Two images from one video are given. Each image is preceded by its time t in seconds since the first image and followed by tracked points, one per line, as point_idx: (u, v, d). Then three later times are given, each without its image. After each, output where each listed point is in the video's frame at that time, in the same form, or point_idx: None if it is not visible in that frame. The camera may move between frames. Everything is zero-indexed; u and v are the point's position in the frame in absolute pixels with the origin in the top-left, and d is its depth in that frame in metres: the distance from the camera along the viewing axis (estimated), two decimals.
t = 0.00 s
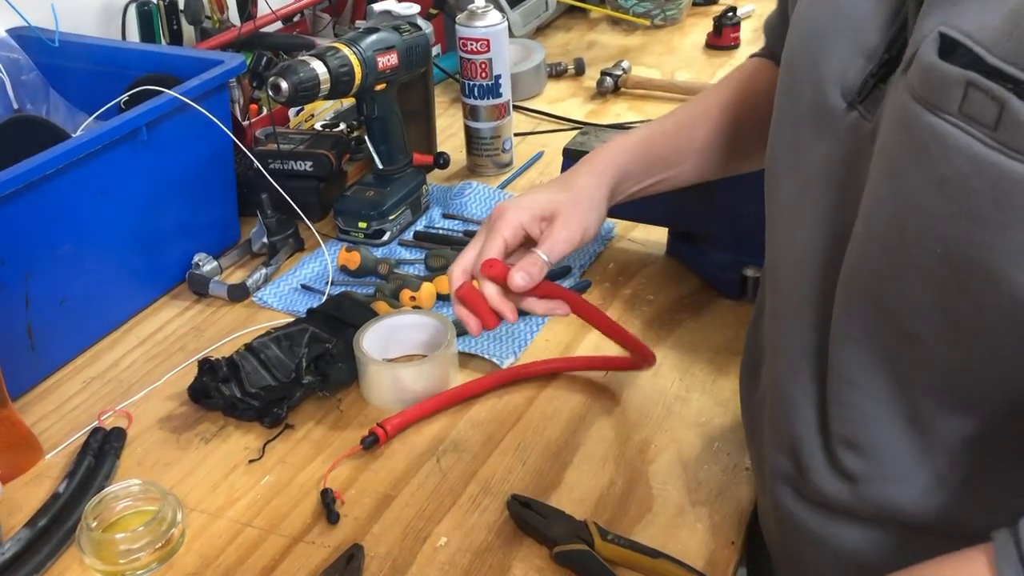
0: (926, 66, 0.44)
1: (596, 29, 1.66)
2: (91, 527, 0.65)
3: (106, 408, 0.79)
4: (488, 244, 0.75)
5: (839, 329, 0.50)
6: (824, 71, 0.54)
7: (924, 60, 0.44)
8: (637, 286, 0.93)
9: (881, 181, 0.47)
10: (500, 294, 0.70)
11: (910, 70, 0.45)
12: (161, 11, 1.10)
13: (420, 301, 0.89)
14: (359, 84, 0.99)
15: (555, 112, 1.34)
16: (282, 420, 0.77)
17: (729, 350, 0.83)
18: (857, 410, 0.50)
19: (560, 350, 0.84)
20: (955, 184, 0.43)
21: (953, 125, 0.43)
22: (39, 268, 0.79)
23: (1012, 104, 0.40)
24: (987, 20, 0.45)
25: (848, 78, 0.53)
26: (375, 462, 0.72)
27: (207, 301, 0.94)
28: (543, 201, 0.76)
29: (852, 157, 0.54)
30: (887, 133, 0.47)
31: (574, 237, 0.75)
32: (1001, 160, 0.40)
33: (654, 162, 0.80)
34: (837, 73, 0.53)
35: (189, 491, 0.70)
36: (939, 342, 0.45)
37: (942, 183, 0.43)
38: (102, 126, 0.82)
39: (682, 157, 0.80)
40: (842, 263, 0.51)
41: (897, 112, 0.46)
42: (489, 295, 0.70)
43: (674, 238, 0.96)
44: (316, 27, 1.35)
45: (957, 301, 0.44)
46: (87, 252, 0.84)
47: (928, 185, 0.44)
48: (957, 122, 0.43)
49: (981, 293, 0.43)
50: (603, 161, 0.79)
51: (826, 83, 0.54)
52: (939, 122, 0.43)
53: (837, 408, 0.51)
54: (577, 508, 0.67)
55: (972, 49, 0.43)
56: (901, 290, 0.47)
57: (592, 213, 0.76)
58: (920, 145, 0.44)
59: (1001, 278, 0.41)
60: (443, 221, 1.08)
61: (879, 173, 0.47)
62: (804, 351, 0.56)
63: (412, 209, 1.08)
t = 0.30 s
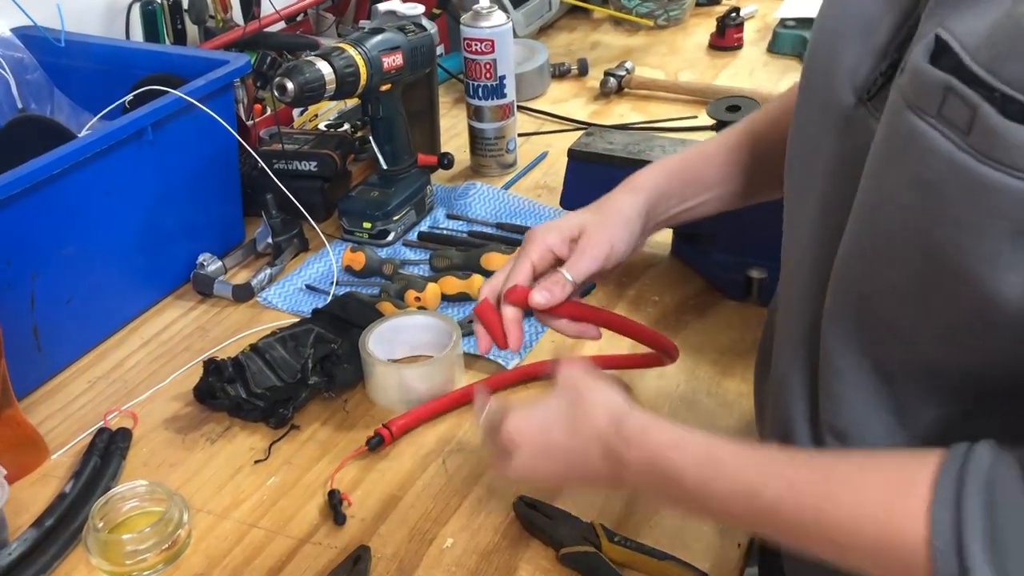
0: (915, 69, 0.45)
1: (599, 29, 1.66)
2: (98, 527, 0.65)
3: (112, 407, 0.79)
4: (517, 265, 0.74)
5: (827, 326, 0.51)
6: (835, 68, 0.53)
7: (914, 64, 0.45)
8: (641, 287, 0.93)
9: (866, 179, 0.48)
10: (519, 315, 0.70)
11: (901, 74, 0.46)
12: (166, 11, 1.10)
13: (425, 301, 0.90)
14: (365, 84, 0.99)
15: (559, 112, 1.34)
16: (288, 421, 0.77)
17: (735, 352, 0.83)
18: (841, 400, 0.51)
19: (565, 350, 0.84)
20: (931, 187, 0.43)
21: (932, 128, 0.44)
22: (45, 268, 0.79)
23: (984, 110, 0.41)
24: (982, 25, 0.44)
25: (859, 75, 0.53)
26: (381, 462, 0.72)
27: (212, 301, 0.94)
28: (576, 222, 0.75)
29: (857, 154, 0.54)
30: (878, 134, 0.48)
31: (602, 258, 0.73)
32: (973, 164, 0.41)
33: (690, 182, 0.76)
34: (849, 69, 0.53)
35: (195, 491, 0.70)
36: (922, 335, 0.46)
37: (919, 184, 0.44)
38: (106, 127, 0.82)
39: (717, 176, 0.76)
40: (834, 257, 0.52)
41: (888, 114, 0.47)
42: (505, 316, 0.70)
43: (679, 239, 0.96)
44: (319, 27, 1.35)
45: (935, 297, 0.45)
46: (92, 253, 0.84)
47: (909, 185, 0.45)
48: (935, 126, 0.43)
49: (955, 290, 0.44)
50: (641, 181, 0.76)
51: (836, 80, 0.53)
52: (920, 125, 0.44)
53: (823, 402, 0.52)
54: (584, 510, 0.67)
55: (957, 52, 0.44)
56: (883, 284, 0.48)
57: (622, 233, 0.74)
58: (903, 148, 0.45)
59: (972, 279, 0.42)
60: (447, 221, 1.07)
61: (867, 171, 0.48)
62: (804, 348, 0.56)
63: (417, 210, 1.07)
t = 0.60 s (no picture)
0: (911, 70, 0.45)
1: (601, 30, 1.66)
2: (103, 527, 0.65)
3: (116, 408, 0.79)
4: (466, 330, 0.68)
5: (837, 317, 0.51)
6: (840, 65, 0.53)
7: (910, 65, 0.45)
8: (645, 288, 0.93)
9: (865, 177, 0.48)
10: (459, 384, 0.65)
11: (899, 74, 0.46)
12: (170, 11, 1.10)
13: (429, 302, 0.89)
14: (370, 85, 0.99)
15: (563, 113, 1.34)
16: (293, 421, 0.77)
17: (738, 353, 0.83)
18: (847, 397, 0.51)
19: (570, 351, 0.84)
20: (927, 186, 0.44)
21: (928, 128, 0.44)
22: (50, 268, 0.79)
23: (976, 114, 0.42)
24: (980, 25, 0.44)
25: (862, 69, 0.52)
26: (385, 463, 0.72)
27: (216, 301, 0.94)
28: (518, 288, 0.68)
29: (858, 148, 0.53)
30: (876, 133, 0.48)
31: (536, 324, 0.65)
32: (964, 164, 0.42)
33: (648, 236, 0.67)
34: (852, 64, 0.52)
35: (200, 491, 0.70)
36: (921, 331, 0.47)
37: (914, 182, 0.45)
38: (113, 126, 0.82)
39: (701, 218, 0.66)
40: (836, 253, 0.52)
41: (886, 112, 0.47)
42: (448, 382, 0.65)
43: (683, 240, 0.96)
44: (322, 27, 1.35)
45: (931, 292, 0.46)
46: (96, 253, 0.84)
47: (902, 185, 0.46)
48: (931, 126, 0.44)
49: (948, 286, 0.44)
50: (587, 241, 0.68)
51: (840, 75, 0.53)
52: (916, 126, 0.45)
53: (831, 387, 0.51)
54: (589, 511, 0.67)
55: (951, 53, 0.44)
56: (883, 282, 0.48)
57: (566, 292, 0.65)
58: (900, 148, 0.45)
59: (963, 276, 0.43)
60: (451, 222, 1.08)
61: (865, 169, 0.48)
62: (808, 343, 0.55)
63: (421, 210, 1.07)
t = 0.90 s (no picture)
0: (970, 88, 0.42)
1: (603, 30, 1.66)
2: (104, 527, 0.65)
3: (118, 407, 0.79)
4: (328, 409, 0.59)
5: (874, 341, 0.47)
6: (847, 88, 0.51)
7: (967, 81, 0.42)
8: (647, 288, 0.93)
9: (916, 200, 0.44)
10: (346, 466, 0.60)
11: (949, 90, 0.43)
12: (172, 12, 1.10)
13: (431, 302, 0.89)
14: (371, 85, 0.99)
15: (564, 113, 1.34)
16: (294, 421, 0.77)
17: (740, 353, 0.83)
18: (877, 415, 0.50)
19: (571, 350, 0.84)
20: (1005, 210, 0.41)
21: (1003, 150, 0.41)
22: (52, 267, 0.79)
23: None
24: None
25: (874, 94, 0.50)
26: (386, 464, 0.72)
27: (218, 300, 0.94)
28: (372, 372, 0.58)
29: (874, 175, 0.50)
30: (920, 154, 0.45)
31: (411, 404, 0.57)
32: None
33: (539, 282, 0.60)
34: (862, 88, 0.50)
35: (201, 491, 0.70)
36: (985, 357, 0.44)
37: (993, 207, 0.41)
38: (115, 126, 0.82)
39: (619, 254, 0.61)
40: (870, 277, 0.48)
41: (933, 133, 0.44)
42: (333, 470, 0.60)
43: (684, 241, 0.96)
44: (324, 28, 1.35)
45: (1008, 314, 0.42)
46: (97, 252, 0.84)
47: (973, 208, 0.42)
48: (1007, 147, 0.41)
49: None
50: (452, 307, 0.59)
51: (851, 98, 0.50)
52: (989, 148, 0.41)
53: (870, 412, 0.48)
54: (590, 511, 0.67)
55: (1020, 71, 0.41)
56: (941, 307, 0.45)
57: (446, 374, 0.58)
58: (968, 171, 0.42)
59: None
60: (453, 222, 1.08)
61: (916, 191, 0.45)
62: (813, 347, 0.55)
63: (422, 210, 1.08)
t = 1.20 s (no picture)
0: (974, 111, 0.40)
1: (605, 28, 1.66)
2: (105, 525, 0.65)
3: (119, 406, 0.79)
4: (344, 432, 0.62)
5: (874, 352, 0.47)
6: (848, 97, 0.50)
7: (972, 103, 0.40)
8: (648, 287, 0.93)
9: (921, 218, 0.43)
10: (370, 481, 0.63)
11: (954, 109, 0.41)
12: (173, 11, 1.11)
13: (432, 301, 0.89)
14: (372, 83, 0.99)
15: (566, 112, 1.34)
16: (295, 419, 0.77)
17: (740, 352, 0.83)
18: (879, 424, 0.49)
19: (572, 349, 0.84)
20: (1010, 235, 0.40)
21: (1008, 174, 0.39)
22: (53, 266, 0.79)
23: None
24: None
25: (875, 107, 0.49)
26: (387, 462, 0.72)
27: (219, 299, 0.94)
28: (380, 396, 0.60)
29: (878, 183, 0.50)
30: (925, 174, 0.43)
31: (422, 422, 0.59)
32: None
33: (538, 293, 0.62)
34: (863, 98, 0.49)
35: (202, 489, 0.70)
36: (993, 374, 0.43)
37: (997, 229, 0.40)
38: (116, 125, 0.82)
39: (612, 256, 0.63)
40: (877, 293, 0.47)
41: (940, 152, 0.42)
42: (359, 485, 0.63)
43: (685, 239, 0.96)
44: (325, 26, 1.35)
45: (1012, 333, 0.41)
46: (98, 250, 0.84)
47: (980, 232, 0.41)
48: (1011, 171, 0.39)
49: None
50: (450, 325, 0.61)
51: (853, 109, 0.50)
52: (993, 171, 0.40)
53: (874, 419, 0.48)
54: (590, 509, 0.67)
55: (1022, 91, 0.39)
56: (945, 326, 0.44)
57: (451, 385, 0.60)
58: (973, 194, 0.41)
59: None
60: (453, 221, 1.08)
61: (920, 209, 0.43)
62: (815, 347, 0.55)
63: (423, 209, 1.08)
